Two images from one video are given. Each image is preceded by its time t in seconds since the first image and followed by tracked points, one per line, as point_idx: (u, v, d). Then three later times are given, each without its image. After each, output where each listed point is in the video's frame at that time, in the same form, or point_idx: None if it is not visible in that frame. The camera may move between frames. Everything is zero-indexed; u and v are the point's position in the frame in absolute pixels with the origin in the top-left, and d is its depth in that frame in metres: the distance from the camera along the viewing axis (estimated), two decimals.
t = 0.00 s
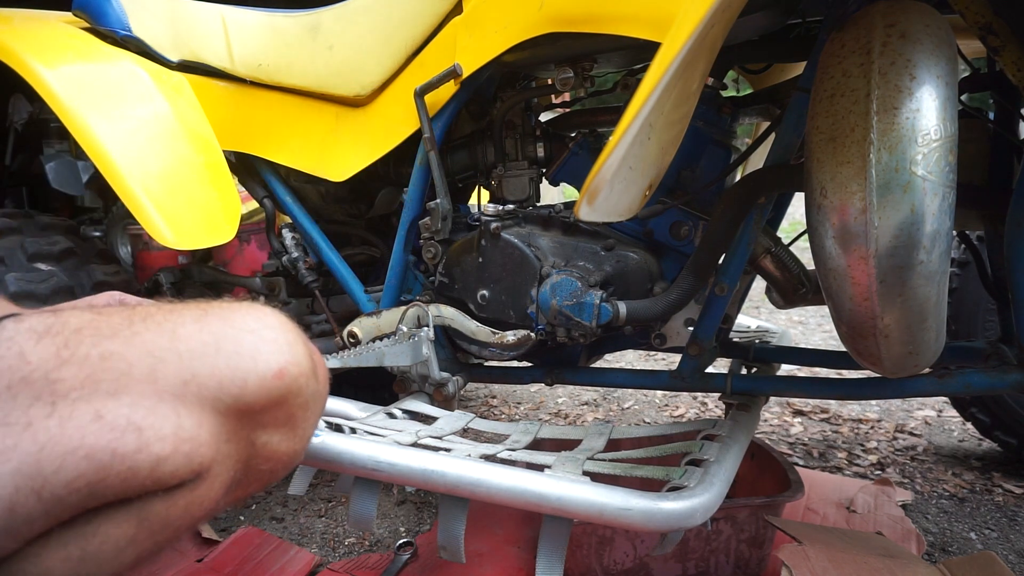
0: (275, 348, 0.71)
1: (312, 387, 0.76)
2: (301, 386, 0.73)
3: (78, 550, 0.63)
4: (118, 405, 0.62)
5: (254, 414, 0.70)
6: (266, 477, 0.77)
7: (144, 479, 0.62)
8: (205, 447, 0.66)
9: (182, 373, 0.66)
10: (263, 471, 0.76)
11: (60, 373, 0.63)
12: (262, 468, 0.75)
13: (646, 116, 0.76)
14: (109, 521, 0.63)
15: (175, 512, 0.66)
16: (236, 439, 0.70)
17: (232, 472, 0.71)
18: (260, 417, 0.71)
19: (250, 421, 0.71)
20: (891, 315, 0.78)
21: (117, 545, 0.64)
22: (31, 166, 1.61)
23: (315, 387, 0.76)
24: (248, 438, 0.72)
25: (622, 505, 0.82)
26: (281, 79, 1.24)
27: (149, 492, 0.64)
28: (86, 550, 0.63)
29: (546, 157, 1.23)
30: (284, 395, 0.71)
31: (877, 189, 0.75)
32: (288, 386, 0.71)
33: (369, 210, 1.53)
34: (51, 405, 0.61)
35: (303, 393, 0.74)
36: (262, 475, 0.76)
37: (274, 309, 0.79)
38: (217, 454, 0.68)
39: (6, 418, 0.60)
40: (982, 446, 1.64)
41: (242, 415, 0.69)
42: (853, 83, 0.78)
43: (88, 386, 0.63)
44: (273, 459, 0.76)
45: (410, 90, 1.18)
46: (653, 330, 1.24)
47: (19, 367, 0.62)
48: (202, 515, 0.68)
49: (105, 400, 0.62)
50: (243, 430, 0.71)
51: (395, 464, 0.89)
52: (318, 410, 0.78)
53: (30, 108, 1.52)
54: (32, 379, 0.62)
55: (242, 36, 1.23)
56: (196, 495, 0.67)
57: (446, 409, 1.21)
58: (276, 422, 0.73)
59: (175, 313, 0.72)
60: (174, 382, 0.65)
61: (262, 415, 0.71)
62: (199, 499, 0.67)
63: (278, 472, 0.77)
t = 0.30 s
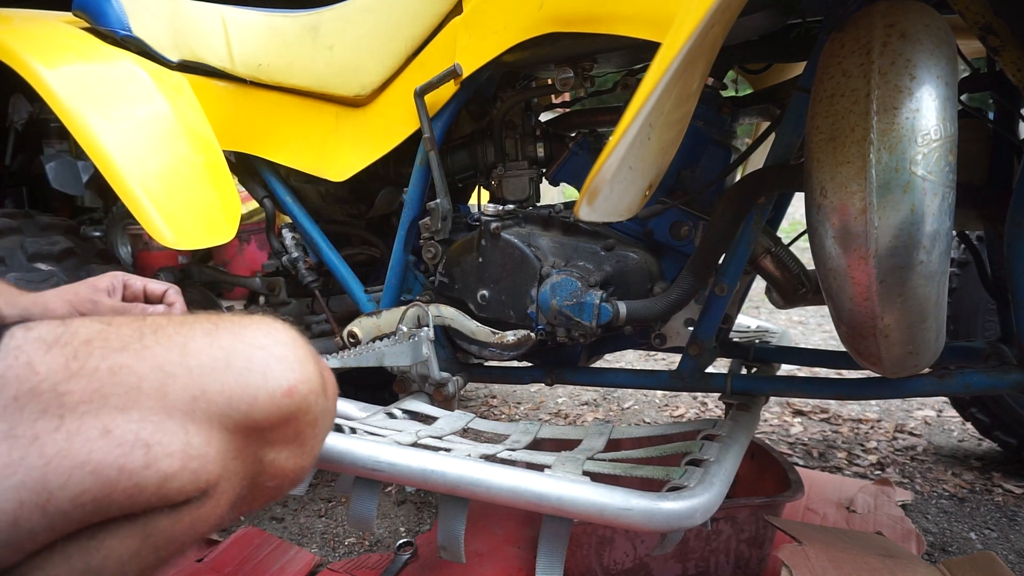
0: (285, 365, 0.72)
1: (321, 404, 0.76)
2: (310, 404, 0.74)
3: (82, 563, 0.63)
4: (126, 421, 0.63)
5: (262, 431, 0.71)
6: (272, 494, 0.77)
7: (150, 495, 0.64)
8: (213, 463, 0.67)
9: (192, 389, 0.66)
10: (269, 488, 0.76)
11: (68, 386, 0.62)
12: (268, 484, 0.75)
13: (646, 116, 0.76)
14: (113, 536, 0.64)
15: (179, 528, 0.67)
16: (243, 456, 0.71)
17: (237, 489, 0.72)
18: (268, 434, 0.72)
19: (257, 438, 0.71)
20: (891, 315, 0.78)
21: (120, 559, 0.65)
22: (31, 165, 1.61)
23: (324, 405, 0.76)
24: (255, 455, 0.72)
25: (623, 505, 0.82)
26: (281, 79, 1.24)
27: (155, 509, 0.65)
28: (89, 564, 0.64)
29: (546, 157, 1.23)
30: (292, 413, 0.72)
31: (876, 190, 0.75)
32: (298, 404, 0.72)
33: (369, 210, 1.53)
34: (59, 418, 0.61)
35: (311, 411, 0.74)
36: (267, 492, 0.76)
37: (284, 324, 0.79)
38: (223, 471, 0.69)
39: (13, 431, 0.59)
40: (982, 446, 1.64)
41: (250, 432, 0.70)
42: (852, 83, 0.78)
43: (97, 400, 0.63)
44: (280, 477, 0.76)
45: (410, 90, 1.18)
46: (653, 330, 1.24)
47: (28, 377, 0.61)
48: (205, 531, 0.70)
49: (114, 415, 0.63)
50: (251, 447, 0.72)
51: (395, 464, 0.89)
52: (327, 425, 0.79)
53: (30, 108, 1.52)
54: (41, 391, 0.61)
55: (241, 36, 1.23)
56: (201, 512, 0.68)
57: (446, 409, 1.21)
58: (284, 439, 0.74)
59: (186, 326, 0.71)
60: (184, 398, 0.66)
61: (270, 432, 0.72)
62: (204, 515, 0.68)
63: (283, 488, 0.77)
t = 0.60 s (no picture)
0: (288, 375, 0.71)
1: (324, 414, 0.75)
2: (313, 414, 0.72)
3: (81, 571, 0.63)
4: (126, 430, 0.63)
5: (264, 441, 0.69)
6: (274, 504, 0.75)
7: (150, 506, 0.63)
8: (213, 473, 0.66)
9: (192, 399, 0.66)
10: (270, 497, 0.74)
11: (67, 394, 0.63)
12: (269, 495, 0.74)
13: (646, 116, 0.76)
14: (113, 545, 0.63)
15: (179, 539, 0.66)
16: (244, 467, 0.70)
17: (238, 499, 0.70)
18: (269, 445, 0.70)
19: (258, 448, 0.70)
20: (891, 315, 0.78)
21: (119, 569, 0.64)
22: (31, 165, 1.61)
23: (327, 414, 0.75)
24: (256, 465, 0.71)
25: (623, 505, 0.82)
26: (281, 79, 1.24)
27: (155, 520, 0.64)
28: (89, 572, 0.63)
29: (546, 157, 1.23)
30: (294, 423, 0.70)
31: (877, 190, 0.75)
32: (300, 414, 0.71)
33: (369, 210, 1.53)
34: (57, 426, 0.62)
35: (314, 421, 0.73)
36: (268, 502, 0.74)
37: (288, 333, 0.78)
38: (224, 481, 0.68)
39: (12, 438, 0.61)
40: (982, 446, 1.64)
41: (251, 443, 0.69)
42: (853, 83, 0.78)
43: (96, 408, 0.63)
44: (281, 487, 0.74)
45: (410, 90, 1.18)
46: (653, 330, 1.24)
47: (28, 386, 0.63)
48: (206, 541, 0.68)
49: (114, 424, 0.63)
50: (252, 457, 0.70)
51: (395, 464, 0.89)
52: (329, 434, 0.77)
53: (31, 108, 1.53)
54: (39, 399, 0.62)
55: (241, 36, 1.23)
56: (201, 522, 0.67)
57: (446, 409, 1.21)
58: (286, 450, 0.72)
59: (187, 334, 0.71)
60: (184, 408, 0.65)
61: (271, 442, 0.70)
62: (204, 525, 0.67)
63: (285, 498, 0.76)
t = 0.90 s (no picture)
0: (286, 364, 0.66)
1: (321, 411, 0.60)
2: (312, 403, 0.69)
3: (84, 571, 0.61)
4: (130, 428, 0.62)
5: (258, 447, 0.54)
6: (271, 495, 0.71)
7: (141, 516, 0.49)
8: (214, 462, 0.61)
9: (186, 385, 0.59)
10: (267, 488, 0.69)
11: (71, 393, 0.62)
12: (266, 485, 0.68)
13: (646, 116, 0.76)
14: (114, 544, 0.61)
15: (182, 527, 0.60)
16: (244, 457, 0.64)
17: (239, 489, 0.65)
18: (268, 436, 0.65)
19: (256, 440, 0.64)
20: (890, 315, 0.78)
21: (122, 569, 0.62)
22: (31, 165, 1.61)
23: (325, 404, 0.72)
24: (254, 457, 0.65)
25: (623, 505, 0.82)
26: (280, 79, 1.24)
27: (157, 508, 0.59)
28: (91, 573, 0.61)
29: (546, 157, 1.23)
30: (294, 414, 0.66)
31: (876, 190, 0.75)
32: (299, 412, 0.56)
33: (369, 209, 1.53)
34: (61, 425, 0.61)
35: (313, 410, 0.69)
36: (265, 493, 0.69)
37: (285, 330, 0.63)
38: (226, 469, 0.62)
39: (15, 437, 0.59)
40: (982, 446, 1.64)
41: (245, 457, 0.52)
42: (853, 83, 0.78)
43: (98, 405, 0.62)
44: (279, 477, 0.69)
45: (410, 90, 1.18)
46: (653, 330, 1.24)
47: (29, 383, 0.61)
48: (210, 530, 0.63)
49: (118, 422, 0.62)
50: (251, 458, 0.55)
51: (395, 464, 0.89)
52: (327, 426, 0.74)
53: (31, 108, 1.53)
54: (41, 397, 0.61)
55: (241, 36, 1.23)
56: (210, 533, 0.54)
57: (446, 409, 1.21)
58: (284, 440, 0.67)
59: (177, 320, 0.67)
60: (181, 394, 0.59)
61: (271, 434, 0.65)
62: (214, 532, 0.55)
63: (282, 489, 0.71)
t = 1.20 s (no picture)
0: (268, 330, 0.74)
1: (307, 367, 0.79)
2: (296, 366, 0.76)
3: (80, 537, 0.65)
4: (109, 391, 0.66)
5: (252, 394, 0.72)
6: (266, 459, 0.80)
7: (141, 466, 0.64)
8: (201, 430, 0.68)
9: (175, 357, 0.68)
10: (261, 453, 0.78)
11: (48, 362, 0.69)
12: (261, 449, 0.77)
13: (646, 116, 0.76)
14: (109, 507, 0.65)
15: (176, 496, 0.68)
16: (232, 422, 0.72)
17: (231, 454, 0.73)
18: (255, 400, 0.73)
19: (245, 404, 0.72)
20: (890, 315, 0.78)
21: (118, 531, 0.66)
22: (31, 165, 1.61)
23: (310, 367, 0.79)
24: (245, 421, 0.73)
25: (623, 505, 0.82)
26: (280, 79, 1.24)
27: (147, 479, 0.66)
28: (87, 537, 0.65)
29: (546, 157, 1.23)
30: (279, 376, 0.74)
31: (877, 190, 0.75)
32: (284, 364, 0.74)
33: (369, 209, 1.53)
34: (40, 394, 0.67)
35: (298, 373, 0.76)
36: (260, 457, 0.79)
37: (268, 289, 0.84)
38: (214, 437, 0.70)
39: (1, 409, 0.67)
40: (982, 446, 1.64)
41: (238, 396, 0.71)
42: (853, 84, 0.78)
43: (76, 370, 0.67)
44: (271, 441, 0.78)
45: (410, 90, 1.18)
46: (653, 330, 1.24)
47: (14, 356, 0.71)
48: (203, 499, 0.71)
49: (98, 385, 0.66)
50: (239, 413, 0.73)
51: (395, 464, 0.89)
52: (313, 390, 0.81)
53: (30, 108, 1.51)
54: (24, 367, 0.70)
55: (241, 36, 1.24)
56: (194, 479, 0.69)
57: (446, 409, 1.21)
58: (272, 403, 0.75)
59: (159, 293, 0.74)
60: (168, 365, 0.68)
61: (258, 397, 0.73)
62: (199, 482, 0.70)
63: (276, 453, 0.80)
